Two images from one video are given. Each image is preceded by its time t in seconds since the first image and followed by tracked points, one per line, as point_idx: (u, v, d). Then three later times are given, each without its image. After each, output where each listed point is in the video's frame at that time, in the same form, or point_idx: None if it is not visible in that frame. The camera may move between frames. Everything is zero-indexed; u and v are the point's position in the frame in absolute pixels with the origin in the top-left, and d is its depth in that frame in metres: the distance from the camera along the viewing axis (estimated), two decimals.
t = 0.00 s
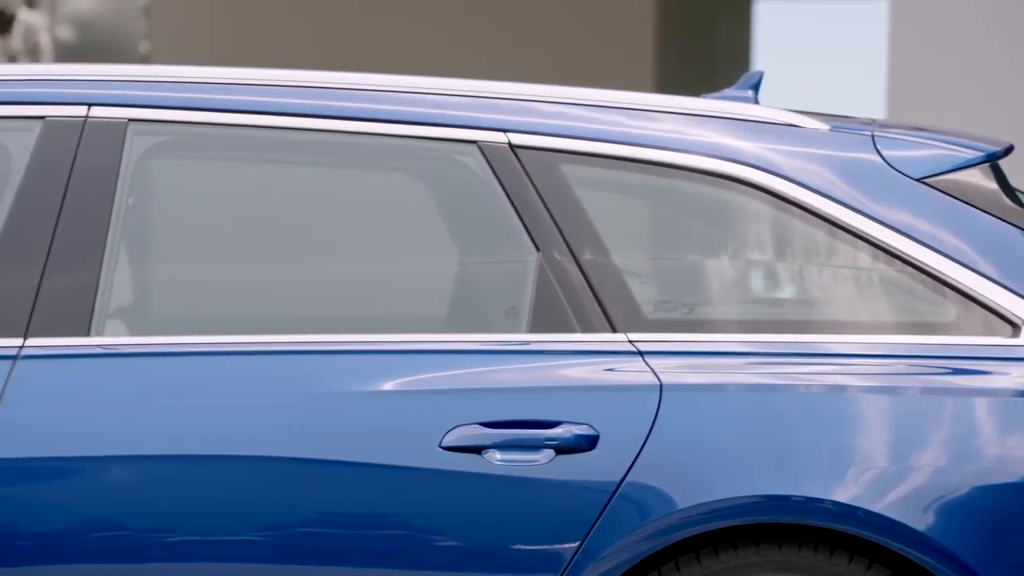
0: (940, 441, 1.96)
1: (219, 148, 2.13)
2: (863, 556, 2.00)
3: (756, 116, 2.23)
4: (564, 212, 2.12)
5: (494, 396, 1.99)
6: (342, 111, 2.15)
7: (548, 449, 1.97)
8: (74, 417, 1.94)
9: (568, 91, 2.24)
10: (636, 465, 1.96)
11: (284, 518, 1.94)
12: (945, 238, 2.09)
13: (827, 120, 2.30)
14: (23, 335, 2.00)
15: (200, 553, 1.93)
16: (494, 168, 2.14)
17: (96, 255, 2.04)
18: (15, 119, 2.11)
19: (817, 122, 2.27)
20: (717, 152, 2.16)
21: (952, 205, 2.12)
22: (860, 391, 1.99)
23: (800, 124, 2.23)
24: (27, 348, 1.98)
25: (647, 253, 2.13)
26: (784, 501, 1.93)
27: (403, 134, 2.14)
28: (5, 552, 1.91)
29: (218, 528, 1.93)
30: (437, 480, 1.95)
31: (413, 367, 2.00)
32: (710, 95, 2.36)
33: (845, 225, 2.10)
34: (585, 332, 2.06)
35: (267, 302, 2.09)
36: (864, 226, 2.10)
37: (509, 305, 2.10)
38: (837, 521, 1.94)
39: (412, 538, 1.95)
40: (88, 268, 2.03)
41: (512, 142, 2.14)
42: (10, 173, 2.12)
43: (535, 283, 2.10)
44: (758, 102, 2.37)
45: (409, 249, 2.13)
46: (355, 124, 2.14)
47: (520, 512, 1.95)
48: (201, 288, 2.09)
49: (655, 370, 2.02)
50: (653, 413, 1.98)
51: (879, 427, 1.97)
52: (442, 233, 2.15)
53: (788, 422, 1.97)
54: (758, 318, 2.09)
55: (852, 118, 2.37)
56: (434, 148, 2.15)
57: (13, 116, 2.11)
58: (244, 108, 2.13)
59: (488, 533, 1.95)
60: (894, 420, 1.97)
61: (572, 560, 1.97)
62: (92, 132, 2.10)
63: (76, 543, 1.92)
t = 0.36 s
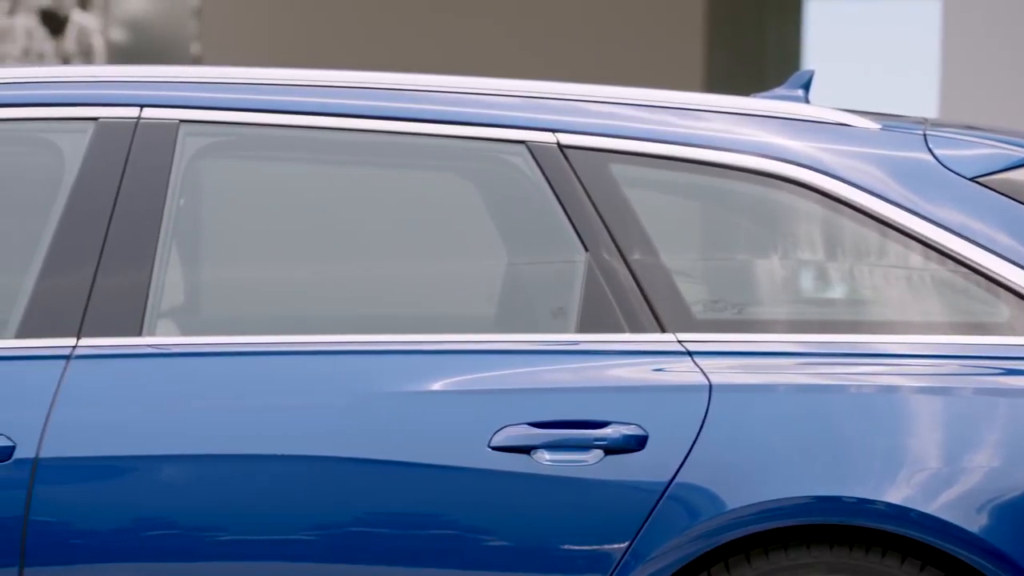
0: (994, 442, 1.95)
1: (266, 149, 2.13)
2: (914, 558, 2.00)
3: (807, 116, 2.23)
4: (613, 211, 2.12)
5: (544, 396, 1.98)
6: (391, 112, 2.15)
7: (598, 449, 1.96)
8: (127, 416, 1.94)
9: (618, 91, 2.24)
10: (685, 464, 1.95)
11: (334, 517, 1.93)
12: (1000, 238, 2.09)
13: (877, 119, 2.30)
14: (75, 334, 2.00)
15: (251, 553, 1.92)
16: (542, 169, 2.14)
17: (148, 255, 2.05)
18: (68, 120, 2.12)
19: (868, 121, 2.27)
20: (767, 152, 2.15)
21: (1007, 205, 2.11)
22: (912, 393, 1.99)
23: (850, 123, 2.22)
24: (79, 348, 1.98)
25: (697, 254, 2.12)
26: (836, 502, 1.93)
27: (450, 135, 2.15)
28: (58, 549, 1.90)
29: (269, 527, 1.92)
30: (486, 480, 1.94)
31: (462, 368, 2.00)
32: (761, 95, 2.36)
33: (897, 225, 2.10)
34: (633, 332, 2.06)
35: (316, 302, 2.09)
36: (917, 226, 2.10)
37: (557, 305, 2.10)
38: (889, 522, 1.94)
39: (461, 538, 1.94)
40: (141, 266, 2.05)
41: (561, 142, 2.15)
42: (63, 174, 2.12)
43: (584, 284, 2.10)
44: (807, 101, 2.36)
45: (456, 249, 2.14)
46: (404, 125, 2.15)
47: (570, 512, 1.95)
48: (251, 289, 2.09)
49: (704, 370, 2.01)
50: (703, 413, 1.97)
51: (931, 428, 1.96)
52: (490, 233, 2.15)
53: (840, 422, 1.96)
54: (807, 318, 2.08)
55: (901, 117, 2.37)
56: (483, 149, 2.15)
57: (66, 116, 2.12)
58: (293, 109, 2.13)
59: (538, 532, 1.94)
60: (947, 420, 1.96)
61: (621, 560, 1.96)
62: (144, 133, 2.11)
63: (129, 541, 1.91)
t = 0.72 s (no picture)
0: None
1: (317, 149, 2.14)
2: (972, 560, 1.98)
3: (866, 115, 2.21)
4: (665, 211, 2.12)
5: (597, 396, 1.98)
6: (444, 112, 2.16)
7: (650, 449, 1.96)
8: (182, 417, 1.94)
9: (672, 91, 2.24)
10: (739, 464, 1.95)
11: (386, 517, 1.93)
12: None
13: (932, 117, 2.28)
14: (131, 334, 2.01)
15: (304, 552, 1.92)
16: (595, 168, 2.15)
17: (203, 255, 2.06)
18: (123, 121, 2.13)
19: (919, 120, 2.24)
20: (825, 152, 2.14)
21: None
22: (969, 393, 1.98)
23: (905, 122, 2.21)
24: (135, 348, 1.99)
25: (750, 254, 2.11)
26: (891, 504, 1.92)
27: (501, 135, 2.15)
28: (114, 548, 1.90)
29: (321, 526, 1.92)
30: (538, 480, 1.94)
31: (514, 368, 2.00)
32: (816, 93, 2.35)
33: (953, 224, 2.10)
34: (686, 332, 2.06)
35: (367, 302, 2.09)
36: (975, 226, 2.10)
37: (610, 305, 2.10)
38: (945, 525, 1.93)
39: (513, 537, 1.94)
40: (196, 266, 2.05)
41: (613, 142, 2.15)
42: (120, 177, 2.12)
43: (637, 284, 2.10)
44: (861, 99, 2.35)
45: (507, 249, 2.13)
46: (456, 125, 2.16)
47: (623, 511, 1.94)
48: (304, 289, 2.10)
49: (759, 371, 2.01)
50: (757, 414, 1.97)
51: (989, 429, 1.96)
52: (543, 233, 2.15)
53: (897, 423, 1.96)
54: (861, 318, 2.08)
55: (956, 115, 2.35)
56: (536, 149, 2.16)
57: (122, 117, 2.13)
58: (347, 109, 2.15)
59: (589, 532, 1.94)
60: (1005, 422, 1.96)
61: (675, 560, 1.95)
62: (199, 134, 2.12)
63: (185, 539, 1.91)
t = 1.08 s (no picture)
0: None
1: (369, 149, 2.15)
2: None
3: (922, 113, 2.22)
4: (719, 212, 2.12)
5: (652, 396, 1.98)
6: (497, 112, 2.17)
7: (704, 449, 1.95)
8: (236, 417, 1.93)
9: (724, 91, 2.24)
10: (793, 466, 1.94)
11: (440, 516, 1.92)
12: None
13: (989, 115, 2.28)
14: (187, 334, 2.01)
15: (359, 551, 1.91)
16: (648, 168, 2.15)
17: (257, 255, 2.07)
18: (178, 122, 2.14)
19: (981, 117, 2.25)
20: (883, 152, 2.15)
21: None
22: None
23: (965, 120, 2.21)
24: (190, 347, 1.99)
25: (804, 254, 2.11)
26: (947, 505, 1.92)
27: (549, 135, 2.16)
28: (171, 547, 1.89)
29: (373, 526, 1.91)
30: (592, 480, 1.93)
31: (567, 368, 1.99)
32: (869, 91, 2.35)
33: (1010, 223, 2.11)
34: (740, 332, 2.05)
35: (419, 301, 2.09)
36: None
37: (663, 305, 2.10)
38: (1002, 526, 1.93)
39: (568, 537, 1.92)
40: (249, 264, 2.06)
41: (667, 142, 2.15)
42: (175, 178, 2.13)
43: (690, 284, 2.09)
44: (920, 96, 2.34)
45: (560, 250, 2.14)
46: (509, 125, 2.16)
47: (679, 512, 1.93)
48: (357, 289, 2.10)
49: (813, 371, 2.00)
50: (810, 415, 1.96)
51: None
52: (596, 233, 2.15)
53: (954, 423, 1.96)
54: (917, 318, 2.08)
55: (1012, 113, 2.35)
56: (590, 149, 2.16)
57: (177, 119, 2.14)
58: (402, 109, 2.16)
59: (644, 532, 1.93)
60: None
61: (729, 560, 1.94)
62: (253, 134, 2.13)
63: (241, 538, 1.90)
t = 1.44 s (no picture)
0: None
1: (424, 150, 2.16)
2: None
3: (978, 112, 2.22)
4: (775, 211, 2.12)
5: (708, 395, 1.97)
6: (554, 112, 2.18)
7: (760, 450, 1.94)
8: (292, 417, 1.93)
9: (779, 90, 2.25)
10: (850, 466, 1.93)
11: (494, 515, 1.91)
12: None
13: None
14: (243, 334, 2.01)
15: (413, 551, 1.91)
16: (704, 167, 2.14)
17: (313, 256, 2.07)
18: (236, 123, 2.15)
19: None
20: (948, 150, 2.15)
21: None
22: None
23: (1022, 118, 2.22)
24: (246, 347, 1.99)
25: (861, 254, 2.11)
26: (1007, 506, 1.91)
27: (617, 134, 2.17)
28: (228, 547, 1.89)
29: (427, 526, 1.91)
30: (647, 480, 1.92)
31: (622, 368, 1.99)
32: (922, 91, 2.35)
33: None
34: (797, 333, 2.04)
35: (474, 302, 2.08)
36: None
37: (718, 305, 2.10)
38: None
39: (623, 538, 1.92)
40: (304, 268, 2.06)
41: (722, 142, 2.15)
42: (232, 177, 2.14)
43: (746, 284, 2.09)
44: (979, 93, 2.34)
45: (614, 251, 2.13)
46: (562, 125, 2.17)
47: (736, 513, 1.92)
48: (412, 289, 2.10)
49: (870, 371, 1.99)
50: (867, 415, 1.95)
51: None
52: (651, 233, 2.15)
53: (1013, 424, 1.95)
54: (976, 319, 2.08)
55: None
56: (645, 149, 2.16)
57: (234, 119, 2.15)
58: (458, 110, 2.17)
59: (700, 533, 1.92)
60: None
61: (785, 561, 1.93)
62: (309, 135, 2.14)
63: (298, 537, 1.90)
